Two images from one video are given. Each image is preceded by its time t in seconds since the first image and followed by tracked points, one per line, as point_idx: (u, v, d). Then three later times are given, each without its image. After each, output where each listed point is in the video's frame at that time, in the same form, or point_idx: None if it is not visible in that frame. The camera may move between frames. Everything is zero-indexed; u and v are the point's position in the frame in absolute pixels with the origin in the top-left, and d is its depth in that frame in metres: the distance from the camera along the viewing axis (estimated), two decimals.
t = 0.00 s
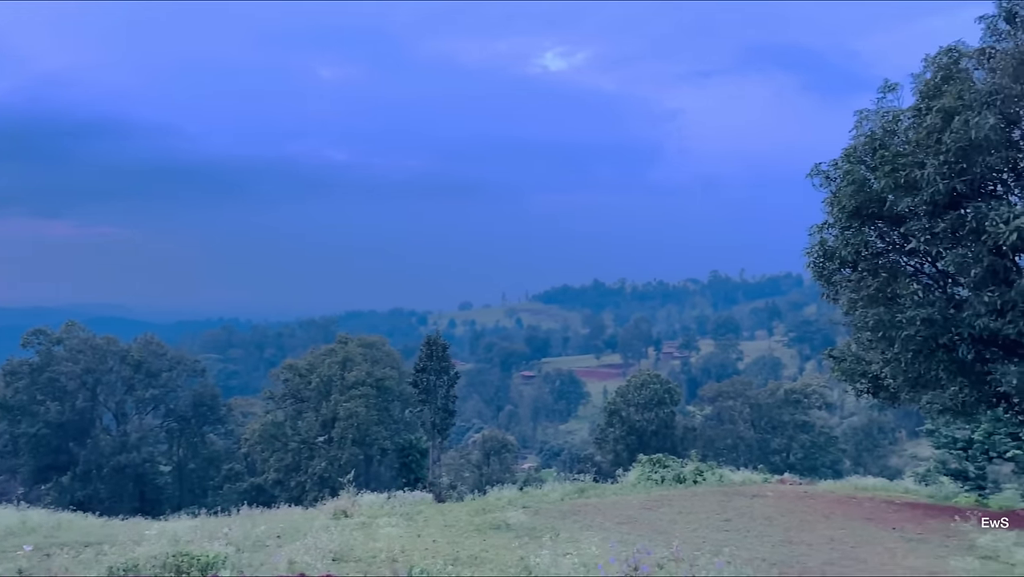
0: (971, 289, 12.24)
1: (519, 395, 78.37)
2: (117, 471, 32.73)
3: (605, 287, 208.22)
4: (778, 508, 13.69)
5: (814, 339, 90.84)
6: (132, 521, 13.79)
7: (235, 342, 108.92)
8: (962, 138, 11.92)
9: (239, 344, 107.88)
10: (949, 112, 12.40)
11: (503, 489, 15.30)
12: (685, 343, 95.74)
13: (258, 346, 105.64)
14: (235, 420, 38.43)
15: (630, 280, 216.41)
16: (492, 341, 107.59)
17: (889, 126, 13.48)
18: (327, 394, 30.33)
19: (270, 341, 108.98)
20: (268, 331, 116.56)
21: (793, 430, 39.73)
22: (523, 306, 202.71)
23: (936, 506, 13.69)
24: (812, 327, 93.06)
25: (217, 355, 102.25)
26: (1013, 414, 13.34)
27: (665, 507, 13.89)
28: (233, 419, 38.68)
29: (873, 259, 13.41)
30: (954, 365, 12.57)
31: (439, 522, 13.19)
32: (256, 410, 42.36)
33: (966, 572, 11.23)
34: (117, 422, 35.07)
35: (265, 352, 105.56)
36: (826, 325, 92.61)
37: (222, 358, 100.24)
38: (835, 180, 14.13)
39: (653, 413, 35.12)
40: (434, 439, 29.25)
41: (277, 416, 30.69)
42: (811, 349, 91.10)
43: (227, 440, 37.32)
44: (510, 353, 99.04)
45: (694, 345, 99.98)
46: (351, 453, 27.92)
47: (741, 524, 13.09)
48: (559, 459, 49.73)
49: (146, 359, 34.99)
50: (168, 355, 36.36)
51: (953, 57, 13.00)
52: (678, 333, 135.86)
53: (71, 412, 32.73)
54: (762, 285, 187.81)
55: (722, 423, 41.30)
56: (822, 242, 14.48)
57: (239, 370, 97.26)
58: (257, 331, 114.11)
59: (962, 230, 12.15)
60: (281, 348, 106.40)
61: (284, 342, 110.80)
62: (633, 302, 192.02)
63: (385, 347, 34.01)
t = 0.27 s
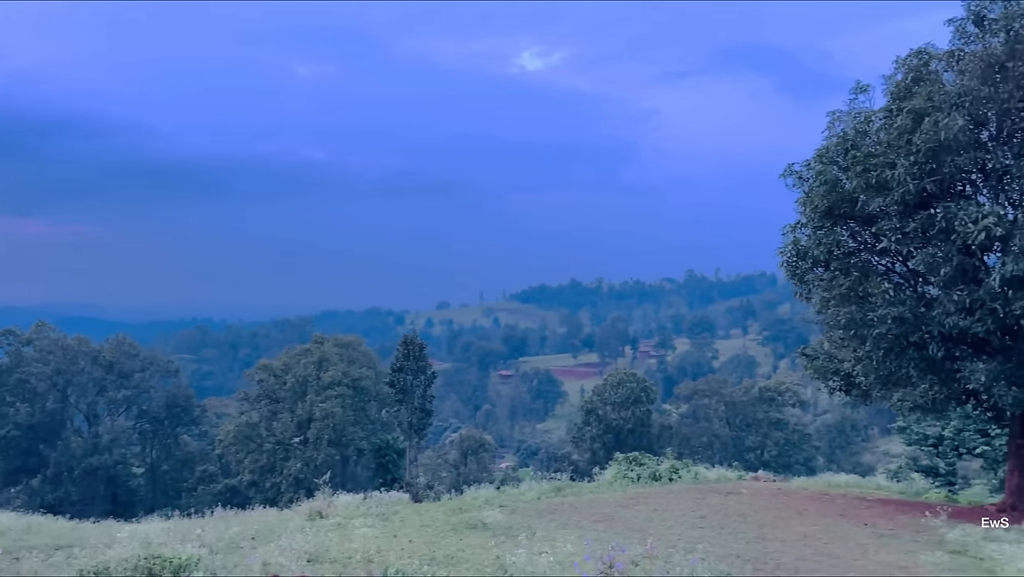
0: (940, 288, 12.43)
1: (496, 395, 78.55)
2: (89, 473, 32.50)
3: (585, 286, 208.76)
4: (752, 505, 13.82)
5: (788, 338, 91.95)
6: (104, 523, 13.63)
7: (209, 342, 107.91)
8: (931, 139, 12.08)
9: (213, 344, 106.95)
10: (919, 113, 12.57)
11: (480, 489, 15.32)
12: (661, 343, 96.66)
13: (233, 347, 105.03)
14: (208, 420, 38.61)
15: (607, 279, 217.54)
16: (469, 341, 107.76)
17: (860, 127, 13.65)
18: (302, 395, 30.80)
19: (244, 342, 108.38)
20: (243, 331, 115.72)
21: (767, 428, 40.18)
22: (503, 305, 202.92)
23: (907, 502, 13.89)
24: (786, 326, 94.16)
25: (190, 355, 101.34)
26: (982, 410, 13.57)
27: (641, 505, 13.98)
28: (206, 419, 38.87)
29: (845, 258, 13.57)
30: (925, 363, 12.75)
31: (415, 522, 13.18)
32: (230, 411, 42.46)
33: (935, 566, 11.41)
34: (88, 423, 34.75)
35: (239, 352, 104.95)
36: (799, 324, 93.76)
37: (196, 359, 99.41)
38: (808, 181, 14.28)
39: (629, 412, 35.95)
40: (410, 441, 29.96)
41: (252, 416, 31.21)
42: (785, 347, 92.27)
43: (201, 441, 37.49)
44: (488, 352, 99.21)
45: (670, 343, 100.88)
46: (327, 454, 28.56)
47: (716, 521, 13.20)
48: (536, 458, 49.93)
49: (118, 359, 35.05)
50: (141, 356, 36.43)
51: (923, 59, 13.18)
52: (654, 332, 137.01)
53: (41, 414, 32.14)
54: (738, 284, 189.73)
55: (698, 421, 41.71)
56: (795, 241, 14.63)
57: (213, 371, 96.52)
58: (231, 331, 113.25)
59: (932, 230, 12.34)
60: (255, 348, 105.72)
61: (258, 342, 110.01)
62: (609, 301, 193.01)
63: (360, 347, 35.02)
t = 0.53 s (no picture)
0: (914, 287, 12.58)
1: (476, 394, 78.66)
2: (63, 476, 32.12)
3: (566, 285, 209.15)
4: (729, 503, 13.93)
5: (765, 336, 92.79)
6: (79, 526, 13.49)
7: (185, 343, 106.90)
8: (905, 140, 12.23)
9: (188, 344, 106.01)
10: (892, 114, 12.73)
11: (459, 489, 15.32)
12: (639, 342, 97.66)
13: (209, 347, 104.33)
14: (184, 422, 38.19)
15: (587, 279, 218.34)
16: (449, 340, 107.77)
17: (835, 128, 13.80)
18: (280, 396, 30.61)
19: (221, 342, 107.80)
20: (219, 332, 114.83)
21: (744, 426, 40.50)
22: (484, 304, 202.97)
23: (881, 499, 14.05)
24: (763, 325, 94.99)
25: (166, 356, 100.42)
26: (954, 408, 13.76)
27: (620, 503, 14.04)
28: (182, 420, 38.55)
29: (821, 258, 13.69)
30: (899, 362, 12.90)
31: (394, 522, 13.16)
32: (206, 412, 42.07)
33: (908, 562, 11.56)
34: (62, 425, 34.50)
35: (215, 352, 104.29)
36: (776, 322, 94.65)
37: (172, 360, 98.60)
38: (784, 181, 14.40)
39: (609, 411, 36.23)
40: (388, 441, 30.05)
41: (228, 417, 31.00)
42: (762, 346, 93.17)
43: (178, 442, 37.07)
44: (467, 352, 99.28)
45: (648, 342, 101.62)
46: (305, 454, 28.63)
47: (693, 518, 13.29)
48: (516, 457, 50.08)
49: (92, 360, 34.76)
50: (115, 357, 36.15)
51: (897, 61, 13.34)
52: (633, 330, 137.79)
53: (14, 415, 32.24)
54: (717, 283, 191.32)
55: (676, 420, 42.03)
56: (771, 241, 14.77)
57: (189, 372, 95.73)
58: (207, 331, 112.37)
59: (905, 230, 12.49)
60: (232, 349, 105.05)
61: (234, 342, 109.38)
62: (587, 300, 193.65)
63: (338, 347, 35.06)
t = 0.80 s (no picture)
0: (887, 287, 12.73)
1: (454, 393, 78.71)
2: (34, 477, 32.00)
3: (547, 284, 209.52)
4: (705, 500, 14.03)
5: (741, 335, 93.71)
6: (50, 528, 13.30)
7: (159, 343, 105.85)
8: (877, 141, 12.37)
9: (163, 344, 104.99)
10: (866, 115, 12.89)
11: (437, 489, 15.30)
12: (617, 341, 98.51)
13: (183, 347, 103.69)
14: (159, 423, 37.73)
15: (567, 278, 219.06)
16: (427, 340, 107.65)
17: (810, 129, 13.94)
18: (255, 396, 30.41)
19: (196, 342, 107.11)
20: (194, 332, 113.78)
21: (720, 424, 40.92)
22: (464, 303, 202.90)
23: (855, 495, 14.24)
24: (739, 324, 95.96)
25: (139, 356, 99.37)
26: (926, 406, 13.95)
27: (597, 501, 14.10)
28: (157, 421, 38.17)
29: (795, 257, 13.83)
30: (872, 360, 13.06)
31: (371, 523, 13.12)
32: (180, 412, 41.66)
33: (881, 557, 11.71)
34: (34, 426, 34.14)
35: (190, 352, 103.51)
36: (752, 321, 95.64)
37: (146, 360, 97.59)
38: (759, 181, 14.52)
39: (586, 409, 36.48)
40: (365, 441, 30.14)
41: (203, 417, 30.84)
42: (738, 344, 94.05)
43: (152, 443, 36.71)
44: (445, 351, 99.23)
45: (625, 341, 102.45)
46: (281, 455, 28.55)
47: (670, 516, 13.38)
48: (494, 456, 50.21)
49: (64, 360, 34.45)
50: (88, 357, 35.71)
51: (870, 62, 13.50)
52: (611, 329, 138.51)
53: None
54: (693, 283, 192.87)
55: (653, 418, 42.38)
56: (746, 241, 14.89)
57: (164, 372, 94.82)
58: (182, 331, 111.32)
59: (878, 230, 12.64)
60: (207, 349, 104.34)
61: (209, 342, 108.67)
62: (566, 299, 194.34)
63: (317, 347, 35.19)
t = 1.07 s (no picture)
0: (859, 286, 12.88)
1: (432, 393, 78.64)
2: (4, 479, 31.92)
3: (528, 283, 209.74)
4: (681, 498, 14.13)
5: (717, 334, 94.44)
6: (18, 530, 13.12)
7: (132, 343, 104.66)
8: (850, 142, 12.52)
9: (136, 344, 103.82)
10: (839, 117, 13.03)
11: (414, 489, 15.27)
12: (594, 339, 100.18)
13: (157, 347, 103.10)
14: (132, 423, 37.37)
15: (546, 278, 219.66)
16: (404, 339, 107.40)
17: (784, 129, 14.07)
18: (230, 396, 30.31)
19: (170, 342, 106.59)
20: (168, 331, 112.62)
21: (697, 422, 41.23)
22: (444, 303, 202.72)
23: (829, 492, 14.40)
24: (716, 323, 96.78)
25: (112, 356, 98.16)
26: (898, 404, 14.13)
27: (574, 499, 14.15)
28: (130, 421, 37.81)
29: (770, 257, 13.96)
30: (845, 358, 13.20)
31: (348, 523, 13.08)
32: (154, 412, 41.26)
33: (854, 554, 11.85)
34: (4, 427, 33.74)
35: (164, 352, 102.82)
36: (729, 321, 96.52)
37: (118, 360, 96.43)
38: (734, 181, 14.63)
39: (563, 408, 36.66)
40: (341, 442, 30.07)
41: (178, 418, 30.64)
42: (714, 343, 94.75)
43: (126, 443, 36.37)
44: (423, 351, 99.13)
45: (603, 340, 103.41)
46: (257, 455, 28.43)
47: (646, 514, 13.46)
48: (472, 455, 50.26)
49: (36, 360, 34.04)
50: (60, 357, 35.19)
51: (844, 64, 13.64)
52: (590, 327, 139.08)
53: None
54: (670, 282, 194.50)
55: (631, 417, 42.63)
56: (722, 240, 15.02)
57: (137, 372, 93.73)
58: (157, 331, 110.16)
59: (852, 229, 12.78)
60: (181, 349, 103.64)
61: (183, 342, 107.90)
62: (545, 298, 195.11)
63: (292, 346, 35.08)
